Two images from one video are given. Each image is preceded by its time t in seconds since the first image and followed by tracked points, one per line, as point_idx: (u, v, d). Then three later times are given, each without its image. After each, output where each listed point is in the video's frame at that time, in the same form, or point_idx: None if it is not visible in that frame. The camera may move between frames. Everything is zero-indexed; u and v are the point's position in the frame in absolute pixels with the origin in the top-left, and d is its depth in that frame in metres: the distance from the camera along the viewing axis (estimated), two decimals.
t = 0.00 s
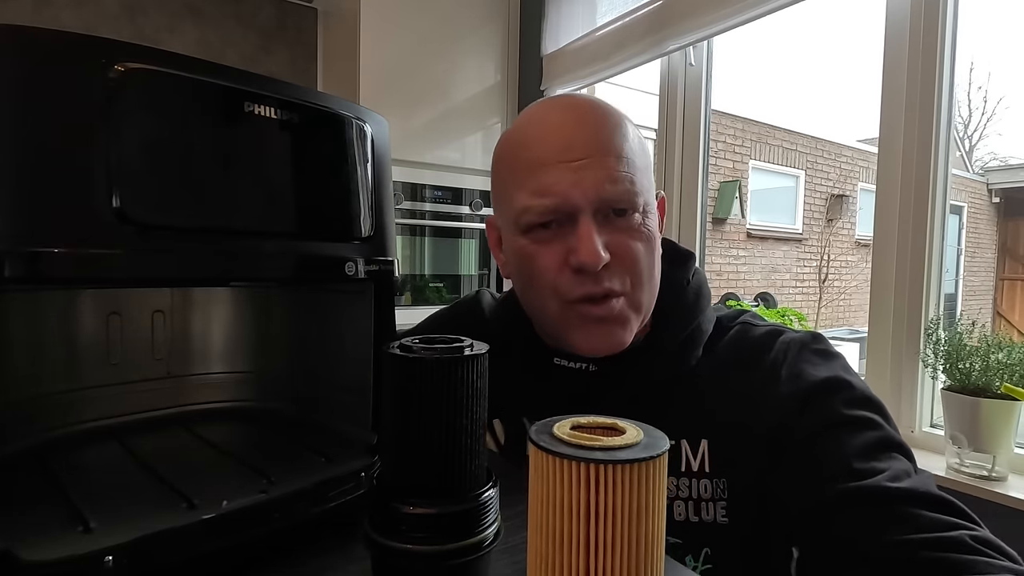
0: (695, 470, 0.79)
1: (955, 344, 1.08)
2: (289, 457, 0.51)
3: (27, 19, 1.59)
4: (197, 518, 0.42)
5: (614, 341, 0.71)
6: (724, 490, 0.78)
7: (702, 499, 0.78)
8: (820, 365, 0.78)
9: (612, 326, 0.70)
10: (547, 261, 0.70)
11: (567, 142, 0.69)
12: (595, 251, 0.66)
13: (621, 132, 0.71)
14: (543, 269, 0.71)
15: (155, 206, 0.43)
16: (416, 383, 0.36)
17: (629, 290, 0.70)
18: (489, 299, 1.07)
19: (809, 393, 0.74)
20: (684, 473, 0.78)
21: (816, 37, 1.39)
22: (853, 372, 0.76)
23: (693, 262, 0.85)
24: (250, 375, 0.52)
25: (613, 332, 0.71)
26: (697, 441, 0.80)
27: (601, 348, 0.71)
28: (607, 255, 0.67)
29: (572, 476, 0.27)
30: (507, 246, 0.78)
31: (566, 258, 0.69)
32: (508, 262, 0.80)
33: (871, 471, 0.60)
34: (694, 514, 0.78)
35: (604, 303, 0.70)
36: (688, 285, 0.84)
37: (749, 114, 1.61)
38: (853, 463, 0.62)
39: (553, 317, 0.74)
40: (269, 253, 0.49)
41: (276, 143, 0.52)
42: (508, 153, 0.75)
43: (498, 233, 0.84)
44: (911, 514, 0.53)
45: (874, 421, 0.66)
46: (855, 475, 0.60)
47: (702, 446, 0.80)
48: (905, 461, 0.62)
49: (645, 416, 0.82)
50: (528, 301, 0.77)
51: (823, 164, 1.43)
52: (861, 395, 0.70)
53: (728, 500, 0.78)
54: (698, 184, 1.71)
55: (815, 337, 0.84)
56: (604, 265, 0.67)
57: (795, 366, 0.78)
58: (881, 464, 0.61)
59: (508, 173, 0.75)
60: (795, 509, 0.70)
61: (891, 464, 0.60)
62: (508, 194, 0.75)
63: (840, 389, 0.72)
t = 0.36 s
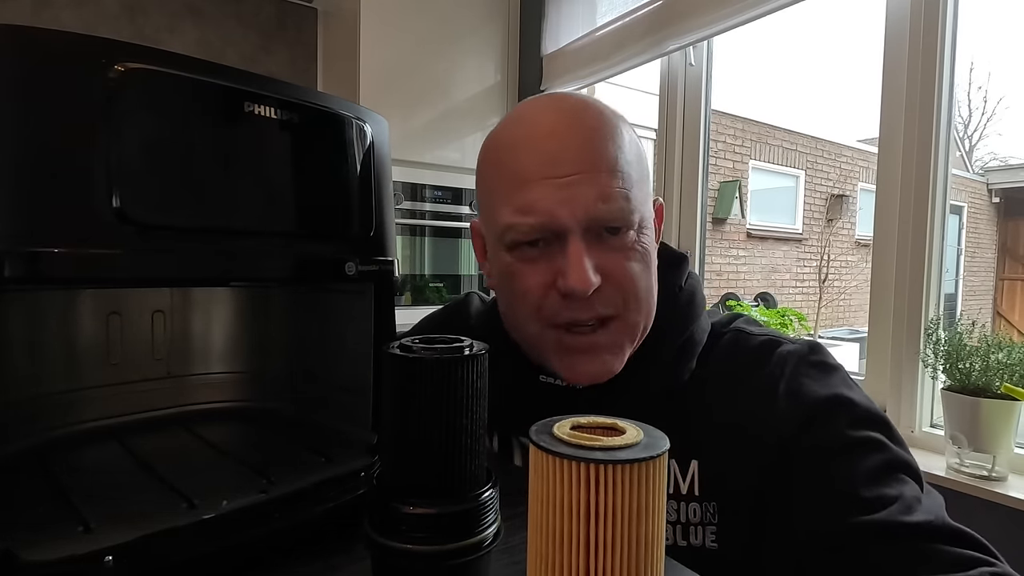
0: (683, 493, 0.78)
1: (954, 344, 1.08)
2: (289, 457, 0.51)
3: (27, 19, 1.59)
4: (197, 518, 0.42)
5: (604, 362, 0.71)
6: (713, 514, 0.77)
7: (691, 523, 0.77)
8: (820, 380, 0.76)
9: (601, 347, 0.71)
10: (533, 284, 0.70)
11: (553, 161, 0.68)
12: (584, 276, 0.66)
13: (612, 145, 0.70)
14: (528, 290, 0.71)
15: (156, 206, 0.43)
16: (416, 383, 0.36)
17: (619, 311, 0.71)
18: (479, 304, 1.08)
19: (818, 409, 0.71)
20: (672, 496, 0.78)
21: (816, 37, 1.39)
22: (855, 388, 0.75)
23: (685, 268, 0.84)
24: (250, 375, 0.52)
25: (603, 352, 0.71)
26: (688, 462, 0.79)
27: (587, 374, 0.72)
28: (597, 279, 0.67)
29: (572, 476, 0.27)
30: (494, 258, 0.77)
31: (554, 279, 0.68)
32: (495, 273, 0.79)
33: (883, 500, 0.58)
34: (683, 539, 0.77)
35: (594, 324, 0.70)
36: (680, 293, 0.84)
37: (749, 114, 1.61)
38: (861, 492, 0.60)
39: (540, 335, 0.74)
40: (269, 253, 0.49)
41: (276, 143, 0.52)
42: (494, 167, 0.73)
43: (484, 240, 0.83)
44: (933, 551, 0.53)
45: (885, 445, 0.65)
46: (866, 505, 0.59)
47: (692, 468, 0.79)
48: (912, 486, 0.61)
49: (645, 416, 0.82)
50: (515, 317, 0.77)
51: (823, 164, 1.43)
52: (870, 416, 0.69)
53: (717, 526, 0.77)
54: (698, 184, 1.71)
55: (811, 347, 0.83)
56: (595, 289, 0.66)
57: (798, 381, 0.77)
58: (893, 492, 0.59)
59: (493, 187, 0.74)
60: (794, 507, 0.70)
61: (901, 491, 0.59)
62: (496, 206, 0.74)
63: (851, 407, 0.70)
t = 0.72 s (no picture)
0: (692, 475, 0.78)
1: (955, 344, 1.08)
2: (289, 457, 0.51)
3: (26, 19, 1.59)
4: (198, 518, 0.42)
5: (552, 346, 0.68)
6: (721, 496, 0.77)
7: (700, 503, 0.77)
8: (827, 376, 0.78)
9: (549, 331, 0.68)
10: (520, 251, 0.66)
11: (578, 141, 0.65)
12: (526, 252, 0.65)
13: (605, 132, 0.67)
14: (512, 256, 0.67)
15: (156, 206, 0.43)
16: (417, 383, 0.36)
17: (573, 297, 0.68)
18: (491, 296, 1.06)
19: (828, 401, 0.73)
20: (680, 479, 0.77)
21: (816, 37, 1.39)
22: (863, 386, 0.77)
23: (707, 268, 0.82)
24: (251, 376, 0.52)
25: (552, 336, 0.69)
26: (696, 445, 0.79)
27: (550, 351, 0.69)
28: (544, 258, 0.66)
29: (572, 476, 0.27)
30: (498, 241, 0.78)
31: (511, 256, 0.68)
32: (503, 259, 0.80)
33: (890, 477, 0.59)
34: (691, 518, 0.77)
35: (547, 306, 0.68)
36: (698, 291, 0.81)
37: (749, 114, 1.61)
38: (870, 469, 0.62)
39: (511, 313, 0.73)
40: (269, 253, 0.49)
41: (276, 143, 0.52)
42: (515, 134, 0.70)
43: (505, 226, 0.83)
44: (939, 523, 0.52)
45: (893, 435, 0.67)
46: (873, 481, 0.60)
47: (702, 451, 0.78)
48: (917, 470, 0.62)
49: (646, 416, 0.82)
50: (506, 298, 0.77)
51: (823, 164, 1.43)
52: (879, 409, 0.70)
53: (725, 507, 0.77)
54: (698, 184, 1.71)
55: (821, 349, 0.84)
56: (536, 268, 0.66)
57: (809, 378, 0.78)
58: (900, 472, 0.60)
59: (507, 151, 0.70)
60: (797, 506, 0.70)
61: (908, 472, 0.61)
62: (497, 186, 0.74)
63: (861, 400, 0.71)
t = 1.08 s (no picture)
0: (677, 483, 0.77)
1: (955, 344, 1.08)
2: (289, 457, 0.51)
3: (27, 19, 1.59)
4: (197, 518, 0.42)
5: (605, 335, 0.67)
6: (706, 504, 0.76)
7: (684, 512, 0.76)
8: (812, 376, 0.77)
9: (604, 319, 0.67)
10: (575, 235, 0.66)
11: (600, 125, 0.71)
12: (585, 233, 0.66)
13: (611, 125, 0.72)
14: (565, 243, 0.66)
15: (155, 206, 0.43)
16: (416, 383, 0.36)
17: (622, 281, 0.68)
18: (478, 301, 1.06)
19: (809, 401, 0.72)
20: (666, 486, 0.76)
21: (816, 38, 1.39)
22: (847, 384, 0.75)
23: (680, 263, 0.85)
24: (250, 376, 0.52)
25: (605, 325, 0.67)
26: (682, 452, 0.78)
27: (615, 342, 0.67)
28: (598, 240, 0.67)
29: (572, 476, 0.27)
30: (495, 242, 0.76)
31: (555, 243, 0.68)
32: (495, 265, 0.78)
33: (878, 488, 0.59)
34: (675, 528, 0.76)
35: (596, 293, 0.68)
36: (674, 287, 0.84)
37: (749, 115, 1.61)
38: (854, 479, 0.61)
39: (538, 310, 0.71)
40: (269, 254, 0.49)
41: (277, 143, 0.52)
42: (518, 131, 0.73)
43: (485, 233, 0.82)
44: (927, 538, 0.52)
45: (876, 437, 0.65)
46: (862, 492, 0.59)
47: (686, 458, 0.78)
48: (903, 475, 0.62)
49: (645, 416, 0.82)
50: (516, 300, 0.74)
51: (823, 164, 1.43)
52: (862, 409, 0.69)
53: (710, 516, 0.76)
54: (698, 184, 1.71)
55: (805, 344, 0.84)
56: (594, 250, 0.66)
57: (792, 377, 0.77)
58: (888, 480, 0.60)
59: (517, 147, 0.72)
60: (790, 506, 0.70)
61: (895, 479, 0.60)
62: (499, 183, 0.74)
63: (843, 400, 0.70)
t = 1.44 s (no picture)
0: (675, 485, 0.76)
1: (955, 345, 1.08)
2: (289, 457, 0.51)
3: (26, 19, 1.59)
4: (197, 519, 0.42)
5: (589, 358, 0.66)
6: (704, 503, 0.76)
7: (683, 512, 0.76)
8: (810, 368, 0.75)
9: (586, 342, 0.66)
10: (554, 257, 0.65)
11: (575, 138, 0.69)
12: (563, 255, 0.65)
13: (587, 135, 0.71)
14: (543, 266, 0.65)
15: (155, 206, 0.43)
16: (416, 383, 0.36)
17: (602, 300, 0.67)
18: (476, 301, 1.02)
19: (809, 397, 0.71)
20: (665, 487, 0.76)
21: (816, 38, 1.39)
22: (845, 375, 0.74)
23: (674, 263, 0.83)
24: (251, 375, 0.52)
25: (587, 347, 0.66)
26: (677, 456, 0.79)
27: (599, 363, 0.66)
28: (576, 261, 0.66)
29: (572, 476, 0.27)
30: (476, 261, 0.75)
31: (533, 265, 0.67)
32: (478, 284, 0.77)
33: (894, 477, 0.57)
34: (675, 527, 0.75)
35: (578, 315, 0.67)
36: (668, 288, 0.82)
37: (750, 115, 1.61)
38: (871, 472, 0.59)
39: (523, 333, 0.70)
40: (269, 254, 0.50)
41: (277, 143, 0.52)
42: (492, 148, 0.71)
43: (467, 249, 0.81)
44: (950, 521, 0.50)
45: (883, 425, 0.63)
46: (879, 483, 0.57)
47: (682, 461, 0.78)
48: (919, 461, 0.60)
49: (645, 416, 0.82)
50: (500, 321, 0.73)
51: (823, 164, 1.43)
52: (867, 398, 0.67)
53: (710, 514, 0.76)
54: (698, 184, 1.72)
55: (799, 338, 0.82)
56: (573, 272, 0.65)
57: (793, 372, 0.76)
58: (902, 466, 0.58)
59: (492, 164, 0.71)
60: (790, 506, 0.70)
61: (910, 465, 0.58)
62: (476, 201, 0.73)
63: (845, 393, 0.68)
